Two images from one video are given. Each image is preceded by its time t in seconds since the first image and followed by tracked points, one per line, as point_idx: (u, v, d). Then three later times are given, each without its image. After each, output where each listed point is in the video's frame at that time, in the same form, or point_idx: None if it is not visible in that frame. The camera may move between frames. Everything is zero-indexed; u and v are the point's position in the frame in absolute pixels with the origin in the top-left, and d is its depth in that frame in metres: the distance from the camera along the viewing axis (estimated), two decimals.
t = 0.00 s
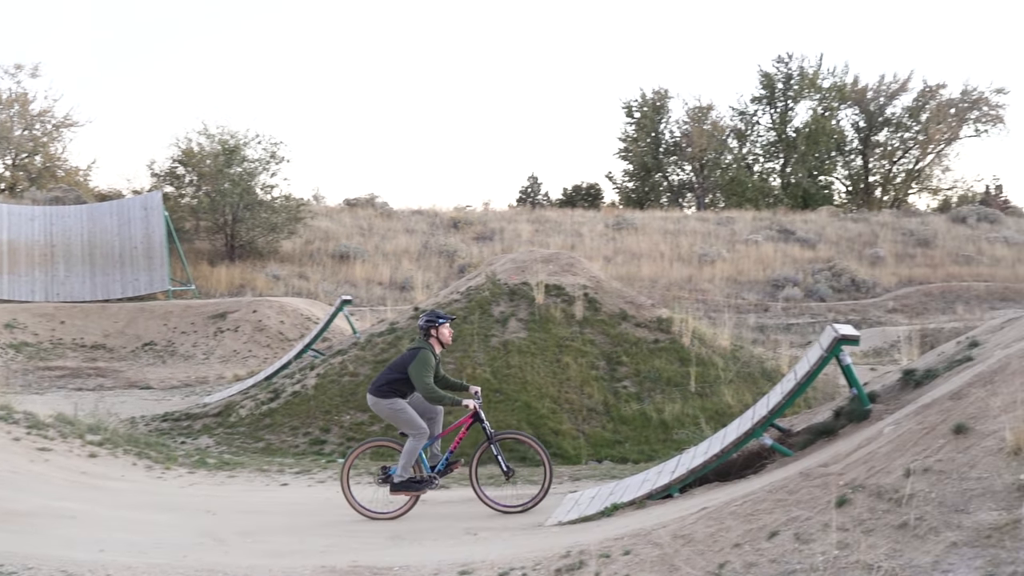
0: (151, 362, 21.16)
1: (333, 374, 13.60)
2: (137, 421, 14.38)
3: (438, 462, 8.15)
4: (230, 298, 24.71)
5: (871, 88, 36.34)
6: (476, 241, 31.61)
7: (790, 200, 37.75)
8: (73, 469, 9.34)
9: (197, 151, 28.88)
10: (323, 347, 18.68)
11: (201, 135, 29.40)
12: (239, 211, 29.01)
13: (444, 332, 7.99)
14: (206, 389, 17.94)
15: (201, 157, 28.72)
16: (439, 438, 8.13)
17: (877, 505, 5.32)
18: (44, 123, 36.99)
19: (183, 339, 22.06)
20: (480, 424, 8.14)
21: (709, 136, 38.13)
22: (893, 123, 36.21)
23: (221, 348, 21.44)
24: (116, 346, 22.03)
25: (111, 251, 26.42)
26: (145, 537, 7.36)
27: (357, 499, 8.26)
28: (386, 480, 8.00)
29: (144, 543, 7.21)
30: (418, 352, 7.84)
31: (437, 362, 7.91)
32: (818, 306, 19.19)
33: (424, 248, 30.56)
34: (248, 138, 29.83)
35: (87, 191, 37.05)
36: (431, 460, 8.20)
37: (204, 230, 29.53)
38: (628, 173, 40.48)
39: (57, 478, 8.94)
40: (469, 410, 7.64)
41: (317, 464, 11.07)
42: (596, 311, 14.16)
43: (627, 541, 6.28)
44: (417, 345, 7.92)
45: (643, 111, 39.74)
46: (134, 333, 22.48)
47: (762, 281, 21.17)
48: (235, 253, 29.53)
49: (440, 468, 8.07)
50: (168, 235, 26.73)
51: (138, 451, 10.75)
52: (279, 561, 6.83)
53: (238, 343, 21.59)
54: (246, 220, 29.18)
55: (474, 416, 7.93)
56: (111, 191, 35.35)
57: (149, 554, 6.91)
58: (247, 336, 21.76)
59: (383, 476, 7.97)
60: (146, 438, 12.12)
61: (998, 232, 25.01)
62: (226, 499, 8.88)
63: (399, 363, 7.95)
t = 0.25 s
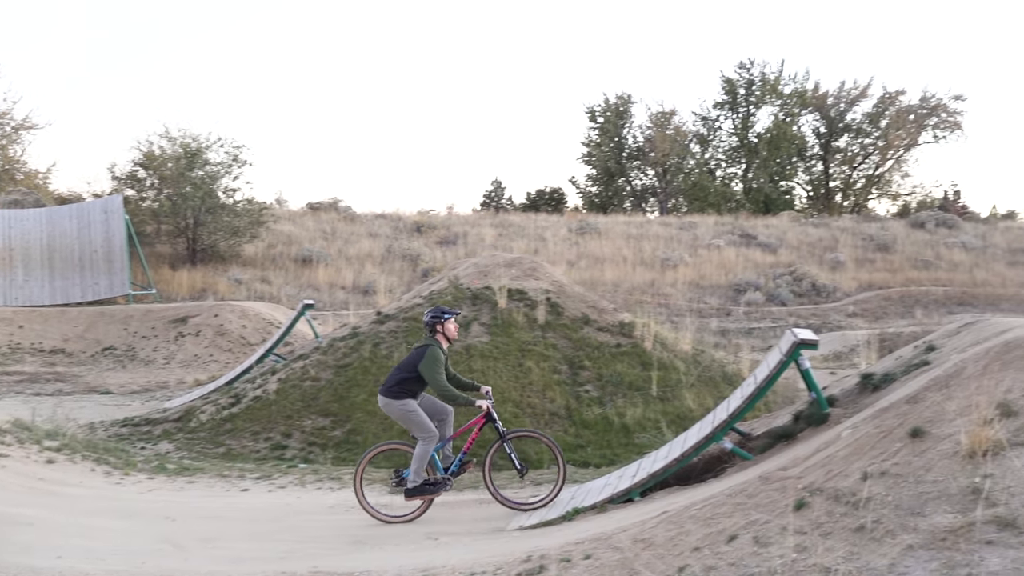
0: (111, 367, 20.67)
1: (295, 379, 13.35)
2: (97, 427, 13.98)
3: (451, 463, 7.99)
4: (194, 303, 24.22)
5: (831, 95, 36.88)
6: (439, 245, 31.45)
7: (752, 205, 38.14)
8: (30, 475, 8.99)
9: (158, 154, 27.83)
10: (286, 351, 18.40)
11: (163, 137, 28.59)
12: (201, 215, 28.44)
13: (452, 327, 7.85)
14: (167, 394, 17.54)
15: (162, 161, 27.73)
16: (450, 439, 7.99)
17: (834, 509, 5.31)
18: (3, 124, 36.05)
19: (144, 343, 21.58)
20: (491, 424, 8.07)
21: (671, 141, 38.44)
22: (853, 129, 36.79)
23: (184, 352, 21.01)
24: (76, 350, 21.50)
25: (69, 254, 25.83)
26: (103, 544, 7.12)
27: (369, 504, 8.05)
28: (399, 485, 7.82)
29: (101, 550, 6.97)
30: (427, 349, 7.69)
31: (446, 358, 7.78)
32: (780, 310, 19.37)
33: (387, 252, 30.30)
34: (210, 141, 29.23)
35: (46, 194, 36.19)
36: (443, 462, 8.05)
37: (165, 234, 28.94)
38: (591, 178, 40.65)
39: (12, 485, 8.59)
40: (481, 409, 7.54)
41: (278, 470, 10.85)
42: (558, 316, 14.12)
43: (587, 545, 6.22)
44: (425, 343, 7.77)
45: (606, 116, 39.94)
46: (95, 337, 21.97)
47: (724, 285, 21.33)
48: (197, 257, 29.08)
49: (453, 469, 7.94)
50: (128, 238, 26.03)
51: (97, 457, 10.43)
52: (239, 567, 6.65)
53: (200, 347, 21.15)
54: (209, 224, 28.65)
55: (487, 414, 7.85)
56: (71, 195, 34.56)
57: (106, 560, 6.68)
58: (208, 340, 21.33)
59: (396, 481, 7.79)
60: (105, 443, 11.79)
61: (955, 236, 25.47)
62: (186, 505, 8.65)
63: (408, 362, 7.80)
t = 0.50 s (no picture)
0: (66, 371, 20.12)
1: (252, 382, 13.08)
2: (50, 430, 13.54)
3: (460, 459, 7.89)
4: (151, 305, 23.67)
5: (789, 101, 37.40)
6: (399, 249, 31.19)
7: (710, 210, 38.47)
8: None
9: (116, 155, 27.32)
10: (244, 354, 18.06)
11: (121, 139, 27.98)
12: (159, 217, 27.83)
13: (453, 318, 7.79)
14: (122, 398, 17.07)
15: (120, 162, 27.15)
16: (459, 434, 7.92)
17: (788, 512, 5.30)
18: None
19: (99, 347, 21.04)
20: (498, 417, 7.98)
21: (631, 146, 38.71)
22: (811, 136, 37.34)
23: (139, 356, 20.55)
24: (30, 354, 20.86)
25: (21, 256, 24.98)
26: (54, 549, 6.85)
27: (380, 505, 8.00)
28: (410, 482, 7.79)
29: (53, 555, 6.70)
30: (430, 341, 7.60)
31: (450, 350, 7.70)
32: (738, 315, 19.54)
33: (347, 256, 29.97)
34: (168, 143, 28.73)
35: None
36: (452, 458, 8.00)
37: (123, 237, 28.14)
38: (551, 182, 40.73)
39: None
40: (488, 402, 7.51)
41: (235, 474, 10.61)
42: (517, 319, 14.06)
43: (544, 549, 6.15)
44: (429, 335, 7.67)
45: (567, 120, 40.06)
46: (49, 341, 21.38)
47: (683, 290, 21.47)
48: (154, 260, 28.52)
49: (463, 465, 7.83)
50: (85, 241, 25.49)
51: (51, 461, 10.08)
52: (195, 572, 6.46)
53: (156, 350, 20.73)
54: (167, 227, 28.08)
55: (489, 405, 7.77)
56: (24, 197, 33.59)
57: (59, 565, 6.43)
58: (166, 344, 20.87)
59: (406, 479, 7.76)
60: (56, 447, 11.42)
61: (910, 242, 25.94)
62: (140, 509, 8.40)
63: (412, 355, 7.68)
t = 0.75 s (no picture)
0: (16, 374, 19.48)
1: (206, 386, 12.79)
2: None
3: (467, 450, 7.67)
4: (102, 307, 23.03)
5: (745, 108, 37.88)
6: (356, 252, 30.79)
7: (667, 215, 38.77)
8: None
9: (70, 155, 27.06)
10: (198, 357, 17.65)
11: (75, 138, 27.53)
12: (114, 218, 27.09)
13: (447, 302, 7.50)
14: (73, 401, 16.55)
15: (74, 163, 26.83)
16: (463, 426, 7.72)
17: (740, 516, 5.28)
18: None
19: (51, 349, 20.40)
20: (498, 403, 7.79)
21: (588, 151, 38.90)
22: (766, 142, 37.88)
23: (92, 359, 19.98)
24: None
25: None
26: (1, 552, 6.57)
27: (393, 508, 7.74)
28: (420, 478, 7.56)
29: None
30: (426, 327, 7.31)
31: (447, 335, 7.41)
32: (694, 320, 19.69)
33: (304, 258, 29.52)
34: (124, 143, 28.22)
35: None
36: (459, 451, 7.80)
37: (76, 238, 27.33)
38: (509, 186, 40.76)
39: None
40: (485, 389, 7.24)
41: (188, 478, 10.34)
42: (473, 323, 13.98)
43: (498, 553, 6.08)
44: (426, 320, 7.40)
45: (525, 125, 40.16)
46: None
47: (639, 294, 21.58)
48: (108, 262, 27.78)
49: (470, 456, 7.62)
50: (38, 243, 24.67)
51: None
52: None
53: (110, 353, 20.17)
54: (121, 227, 27.27)
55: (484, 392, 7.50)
56: None
57: (6, 570, 6.18)
58: (119, 346, 20.33)
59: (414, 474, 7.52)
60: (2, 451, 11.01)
61: (863, 248, 26.38)
62: (90, 514, 8.13)
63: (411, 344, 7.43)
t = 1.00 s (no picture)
0: None
1: (162, 390, 12.50)
2: None
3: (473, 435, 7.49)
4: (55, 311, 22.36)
5: (703, 113, 38.28)
6: (314, 255, 30.38)
7: (626, 219, 38.98)
8: None
9: (24, 157, 26.22)
10: (153, 361, 17.26)
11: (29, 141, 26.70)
12: (69, 220, 26.49)
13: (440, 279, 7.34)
14: (24, 406, 16.05)
15: (28, 164, 26.07)
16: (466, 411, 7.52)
17: (695, 520, 5.27)
18: None
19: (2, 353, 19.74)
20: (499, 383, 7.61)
21: (547, 155, 39.01)
22: (724, 147, 38.32)
23: (47, 362, 19.35)
24: None
25: None
26: None
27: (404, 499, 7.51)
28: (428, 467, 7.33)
29: None
30: (420, 306, 7.13)
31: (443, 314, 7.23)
32: (652, 324, 19.79)
33: (261, 262, 28.99)
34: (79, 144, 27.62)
35: None
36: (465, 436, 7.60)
37: (30, 240, 26.73)
38: (468, 189, 40.69)
39: None
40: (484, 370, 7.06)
41: (143, 483, 10.07)
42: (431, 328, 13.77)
43: (454, 557, 5.99)
44: (419, 300, 7.21)
45: (484, 129, 40.12)
46: None
47: (598, 298, 21.65)
48: (63, 265, 27.06)
49: (477, 441, 7.43)
50: None
51: None
52: None
53: (63, 357, 19.59)
54: (77, 230, 26.71)
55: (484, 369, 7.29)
56: None
57: None
58: (74, 350, 19.77)
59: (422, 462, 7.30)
60: None
61: (819, 253, 26.77)
62: (40, 519, 7.86)
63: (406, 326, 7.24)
